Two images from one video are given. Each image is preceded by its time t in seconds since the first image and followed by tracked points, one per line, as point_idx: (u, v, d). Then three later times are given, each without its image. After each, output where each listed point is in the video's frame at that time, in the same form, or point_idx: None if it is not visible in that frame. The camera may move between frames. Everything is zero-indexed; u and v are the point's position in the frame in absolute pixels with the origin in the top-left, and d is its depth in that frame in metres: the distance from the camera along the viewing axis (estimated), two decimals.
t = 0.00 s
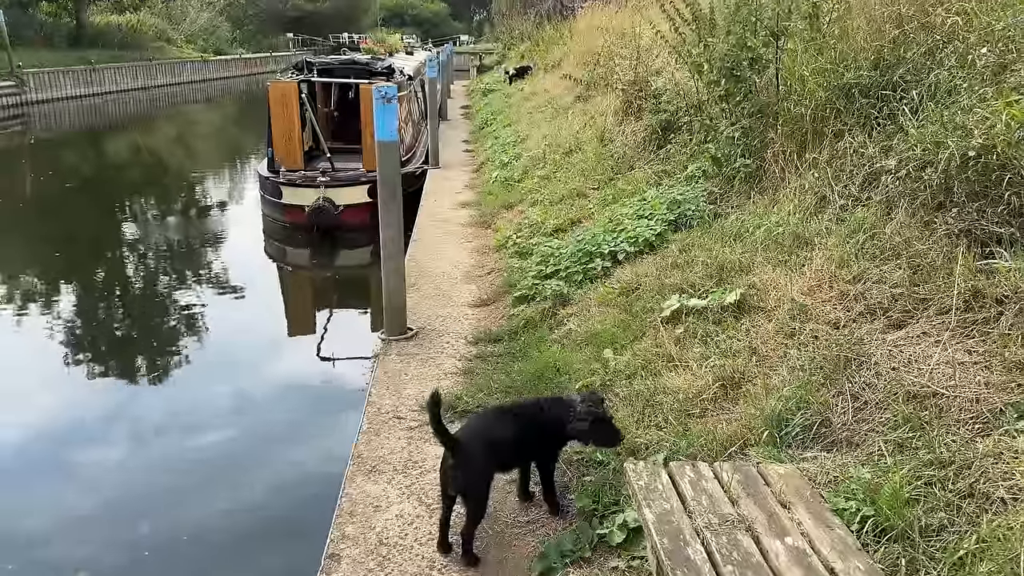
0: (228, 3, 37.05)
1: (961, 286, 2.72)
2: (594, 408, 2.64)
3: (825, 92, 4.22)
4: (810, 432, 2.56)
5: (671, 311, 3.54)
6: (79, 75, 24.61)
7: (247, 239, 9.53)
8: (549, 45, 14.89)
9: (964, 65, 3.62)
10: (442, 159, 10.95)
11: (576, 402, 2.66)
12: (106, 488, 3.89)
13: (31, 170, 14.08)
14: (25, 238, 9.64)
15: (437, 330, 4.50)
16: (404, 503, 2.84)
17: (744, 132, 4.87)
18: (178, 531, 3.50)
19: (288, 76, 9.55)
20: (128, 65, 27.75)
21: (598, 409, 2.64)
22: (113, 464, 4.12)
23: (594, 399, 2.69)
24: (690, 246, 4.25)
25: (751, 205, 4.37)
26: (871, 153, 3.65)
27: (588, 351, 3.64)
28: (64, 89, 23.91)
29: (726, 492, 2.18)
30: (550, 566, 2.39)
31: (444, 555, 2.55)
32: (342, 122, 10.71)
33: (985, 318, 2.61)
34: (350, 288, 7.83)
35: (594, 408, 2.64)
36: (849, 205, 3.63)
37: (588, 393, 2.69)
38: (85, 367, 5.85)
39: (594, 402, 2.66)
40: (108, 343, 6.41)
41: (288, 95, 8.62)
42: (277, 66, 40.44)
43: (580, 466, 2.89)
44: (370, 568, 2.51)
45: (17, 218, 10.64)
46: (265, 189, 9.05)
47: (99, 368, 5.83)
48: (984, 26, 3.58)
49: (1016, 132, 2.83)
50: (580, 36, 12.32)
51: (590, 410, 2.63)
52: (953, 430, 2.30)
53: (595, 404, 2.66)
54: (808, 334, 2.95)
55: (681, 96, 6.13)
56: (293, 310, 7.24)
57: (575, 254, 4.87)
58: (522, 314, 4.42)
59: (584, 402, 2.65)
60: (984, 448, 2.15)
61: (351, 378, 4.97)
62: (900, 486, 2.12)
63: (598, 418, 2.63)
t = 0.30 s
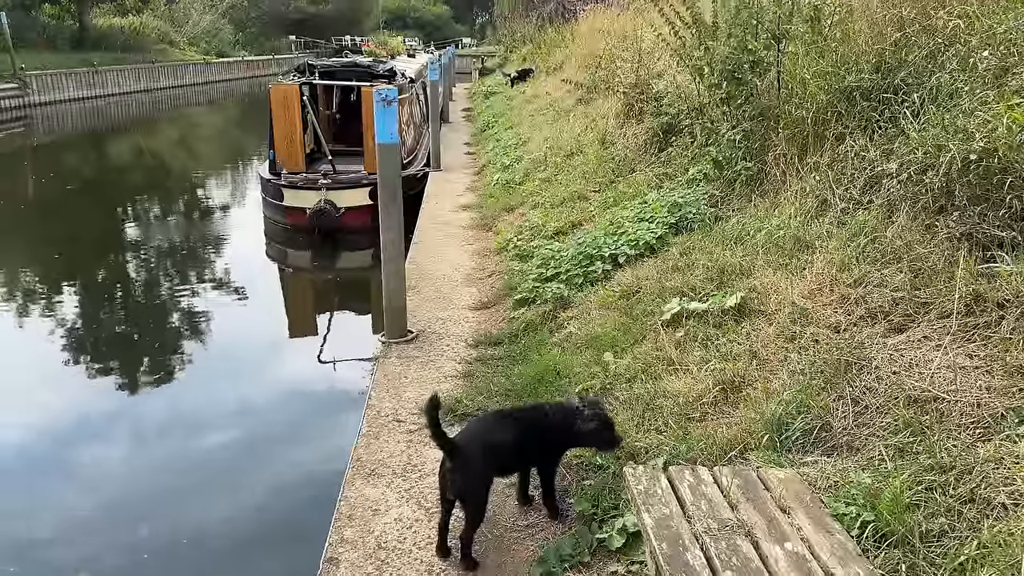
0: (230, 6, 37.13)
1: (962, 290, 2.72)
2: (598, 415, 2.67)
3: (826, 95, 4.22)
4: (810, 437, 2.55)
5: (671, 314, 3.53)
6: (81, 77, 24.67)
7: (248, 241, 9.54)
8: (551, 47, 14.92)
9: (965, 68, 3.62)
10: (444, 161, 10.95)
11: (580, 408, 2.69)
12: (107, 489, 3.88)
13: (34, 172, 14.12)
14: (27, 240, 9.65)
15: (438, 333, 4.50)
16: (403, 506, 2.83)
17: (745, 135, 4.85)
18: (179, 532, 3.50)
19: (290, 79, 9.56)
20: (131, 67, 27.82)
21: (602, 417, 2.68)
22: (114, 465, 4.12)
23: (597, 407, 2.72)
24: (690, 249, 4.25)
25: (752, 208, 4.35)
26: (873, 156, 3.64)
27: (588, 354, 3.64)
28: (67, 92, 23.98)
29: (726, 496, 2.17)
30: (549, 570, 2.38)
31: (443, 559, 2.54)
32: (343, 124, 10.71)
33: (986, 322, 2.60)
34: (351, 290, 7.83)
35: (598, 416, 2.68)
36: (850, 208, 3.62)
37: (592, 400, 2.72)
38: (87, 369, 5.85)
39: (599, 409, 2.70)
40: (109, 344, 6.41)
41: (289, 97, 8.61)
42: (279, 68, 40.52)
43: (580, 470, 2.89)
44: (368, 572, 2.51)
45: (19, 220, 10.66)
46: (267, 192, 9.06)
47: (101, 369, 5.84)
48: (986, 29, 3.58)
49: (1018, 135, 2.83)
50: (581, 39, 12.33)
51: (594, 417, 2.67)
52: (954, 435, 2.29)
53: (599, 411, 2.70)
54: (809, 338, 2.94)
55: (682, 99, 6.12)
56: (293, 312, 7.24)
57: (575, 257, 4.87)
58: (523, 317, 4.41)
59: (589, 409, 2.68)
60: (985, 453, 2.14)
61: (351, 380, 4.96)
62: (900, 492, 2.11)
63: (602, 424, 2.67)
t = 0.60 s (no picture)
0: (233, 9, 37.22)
1: (964, 294, 2.71)
2: (595, 418, 2.59)
3: (828, 98, 4.21)
4: (810, 441, 2.55)
5: (671, 318, 3.52)
6: (84, 79, 24.72)
7: (250, 243, 9.54)
8: (553, 50, 14.93)
9: (967, 71, 3.62)
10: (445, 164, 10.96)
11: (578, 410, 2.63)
12: (109, 491, 3.88)
13: (36, 174, 14.14)
14: (28, 242, 9.66)
15: (438, 336, 4.49)
16: (402, 510, 2.82)
17: (746, 138, 4.83)
18: (180, 534, 3.50)
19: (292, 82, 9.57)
20: (134, 70, 27.88)
21: (600, 419, 2.60)
22: (115, 467, 4.12)
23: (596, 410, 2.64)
24: (691, 251, 4.24)
25: (753, 211, 4.35)
26: (874, 159, 3.62)
27: (588, 357, 3.63)
28: (69, 94, 24.03)
29: (726, 501, 2.16)
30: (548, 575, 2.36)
31: (442, 563, 2.53)
32: (345, 127, 10.72)
33: (988, 326, 2.59)
34: (352, 292, 7.83)
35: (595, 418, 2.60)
36: (852, 211, 3.61)
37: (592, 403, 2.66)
38: (88, 371, 5.86)
39: (594, 414, 2.61)
40: (111, 346, 6.41)
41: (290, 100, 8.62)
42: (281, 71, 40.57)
43: (580, 474, 2.88)
44: None
45: (21, 222, 10.68)
46: (268, 194, 9.06)
47: (102, 371, 5.84)
48: (988, 32, 3.57)
49: (1019, 138, 2.84)
50: (583, 41, 12.33)
51: (590, 419, 2.59)
52: (955, 439, 2.28)
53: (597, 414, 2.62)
54: (809, 341, 2.93)
55: (683, 102, 6.11)
56: (294, 314, 7.24)
57: (576, 260, 4.86)
58: (523, 319, 4.40)
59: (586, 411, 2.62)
60: (987, 458, 2.13)
61: (352, 383, 4.96)
62: (901, 496, 2.10)
63: (597, 427, 2.58)
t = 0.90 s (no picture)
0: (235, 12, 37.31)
1: (966, 297, 2.70)
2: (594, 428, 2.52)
3: (829, 101, 4.21)
4: (812, 445, 2.54)
5: (672, 321, 3.51)
6: (86, 83, 24.76)
7: (252, 246, 9.55)
8: (554, 53, 14.95)
9: (968, 74, 3.61)
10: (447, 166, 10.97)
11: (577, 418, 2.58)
12: (110, 493, 3.89)
13: (38, 177, 14.18)
14: (30, 245, 9.67)
15: (439, 339, 4.48)
16: (402, 514, 2.82)
17: (748, 141, 4.83)
18: (179, 535, 3.50)
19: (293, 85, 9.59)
20: (136, 73, 27.93)
21: (599, 429, 2.53)
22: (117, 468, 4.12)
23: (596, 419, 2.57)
24: (693, 254, 4.23)
25: (755, 214, 4.34)
26: (876, 163, 3.62)
27: (589, 360, 3.62)
28: (71, 97, 24.08)
29: (727, 506, 2.15)
30: None
31: (443, 568, 2.52)
32: (346, 130, 10.73)
33: (990, 330, 2.58)
34: (354, 295, 7.83)
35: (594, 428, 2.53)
36: (853, 214, 3.61)
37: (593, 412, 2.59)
38: (90, 373, 5.87)
39: (592, 425, 2.53)
40: (112, 349, 6.42)
41: (291, 103, 8.65)
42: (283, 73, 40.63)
43: (580, 478, 2.87)
44: None
45: (23, 224, 10.70)
46: (269, 197, 9.07)
47: (104, 373, 5.85)
48: (989, 35, 3.56)
49: (1021, 141, 2.84)
50: (584, 44, 12.33)
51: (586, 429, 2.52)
52: (957, 443, 2.27)
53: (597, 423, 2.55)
54: (811, 345, 2.92)
55: (685, 104, 6.11)
56: (296, 317, 7.24)
57: (577, 263, 4.86)
58: (524, 323, 4.40)
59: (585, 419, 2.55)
60: (989, 463, 2.13)
61: (352, 387, 4.96)
62: (903, 501, 2.09)
63: (594, 438, 2.51)
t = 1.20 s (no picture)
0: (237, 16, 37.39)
1: (969, 301, 2.69)
2: (605, 436, 2.47)
3: (831, 104, 4.21)
4: (815, 448, 2.54)
5: (675, 324, 3.51)
6: (88, 86, 24.81)
7: (253, 249, 9.56)
8: (556, 56, 14.97)
9: (971, 77, 3.61)
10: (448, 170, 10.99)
11: (589, 427, 2.52)
12: (110, 495, 3.90)
13: (40, 180, 14.20)
14: (31, 248, 9.69)
15: (441, 342, 4.49)
16: (404, 518, 2.81)
17: (750, 144, 4.83)
18: (181, 536, 3.51)
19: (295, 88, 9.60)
20: (138, 76, 27.97)
21: (610, 437, 2.47)
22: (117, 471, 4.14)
23: (608, 428, 2.51)
24: (695, 258, 4.23)
25: (757, 217, 4.33)
26: (878, 166, 3.62)
27: (591, 363, 3.62)
28: (73, 101, 24.13)
29: (730, 509, 2.15)
30: None
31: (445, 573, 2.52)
32: (348, 133, 10.74)
33: (993, 333, 2.58)
34: (356, 298, 7.83)
35: (606, 437, 2.47)
36: (856, 218, 3.60)
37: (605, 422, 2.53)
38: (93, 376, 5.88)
39: (604, 435, 2.46)
40: (114, 351, 6.44)
41: (294, 106, 8.67)
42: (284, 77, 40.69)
43: (583, 482, 2.87)
44: None
45: (25, 227, 10.72)
46: (271, 200, 9.09)
47: (106, 376, 5.87)
48: (992, 38, 3.56)
49: None
50: (586, 48, 12.34)
51: (599, 438, 2.46)
52: (961, 447, 2.27)
53: (610, 432, 2.50)
54: (814, 348, 2.92)
55: (687, 108, 6.10)
56: (297, 320, 7.24)
57: (579, 266, 4.86)
58: (526, 326, 4.40)
59: (598, 427, 2.50)
60: (993, 466, 2.12)
61: (354, 390, 4.96)
62: (906, 504, 2.08)
63: (606, 447, 2.45)
